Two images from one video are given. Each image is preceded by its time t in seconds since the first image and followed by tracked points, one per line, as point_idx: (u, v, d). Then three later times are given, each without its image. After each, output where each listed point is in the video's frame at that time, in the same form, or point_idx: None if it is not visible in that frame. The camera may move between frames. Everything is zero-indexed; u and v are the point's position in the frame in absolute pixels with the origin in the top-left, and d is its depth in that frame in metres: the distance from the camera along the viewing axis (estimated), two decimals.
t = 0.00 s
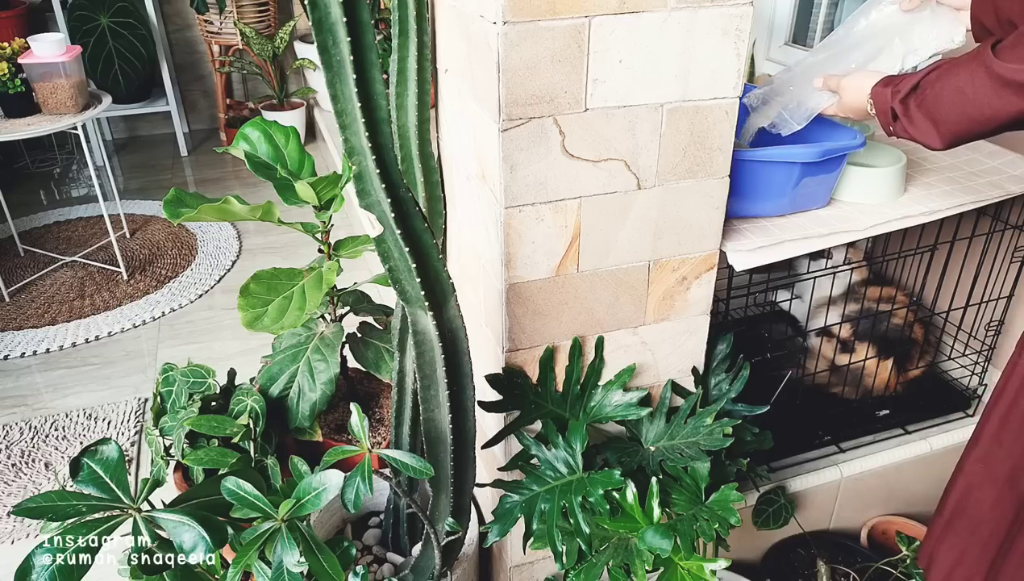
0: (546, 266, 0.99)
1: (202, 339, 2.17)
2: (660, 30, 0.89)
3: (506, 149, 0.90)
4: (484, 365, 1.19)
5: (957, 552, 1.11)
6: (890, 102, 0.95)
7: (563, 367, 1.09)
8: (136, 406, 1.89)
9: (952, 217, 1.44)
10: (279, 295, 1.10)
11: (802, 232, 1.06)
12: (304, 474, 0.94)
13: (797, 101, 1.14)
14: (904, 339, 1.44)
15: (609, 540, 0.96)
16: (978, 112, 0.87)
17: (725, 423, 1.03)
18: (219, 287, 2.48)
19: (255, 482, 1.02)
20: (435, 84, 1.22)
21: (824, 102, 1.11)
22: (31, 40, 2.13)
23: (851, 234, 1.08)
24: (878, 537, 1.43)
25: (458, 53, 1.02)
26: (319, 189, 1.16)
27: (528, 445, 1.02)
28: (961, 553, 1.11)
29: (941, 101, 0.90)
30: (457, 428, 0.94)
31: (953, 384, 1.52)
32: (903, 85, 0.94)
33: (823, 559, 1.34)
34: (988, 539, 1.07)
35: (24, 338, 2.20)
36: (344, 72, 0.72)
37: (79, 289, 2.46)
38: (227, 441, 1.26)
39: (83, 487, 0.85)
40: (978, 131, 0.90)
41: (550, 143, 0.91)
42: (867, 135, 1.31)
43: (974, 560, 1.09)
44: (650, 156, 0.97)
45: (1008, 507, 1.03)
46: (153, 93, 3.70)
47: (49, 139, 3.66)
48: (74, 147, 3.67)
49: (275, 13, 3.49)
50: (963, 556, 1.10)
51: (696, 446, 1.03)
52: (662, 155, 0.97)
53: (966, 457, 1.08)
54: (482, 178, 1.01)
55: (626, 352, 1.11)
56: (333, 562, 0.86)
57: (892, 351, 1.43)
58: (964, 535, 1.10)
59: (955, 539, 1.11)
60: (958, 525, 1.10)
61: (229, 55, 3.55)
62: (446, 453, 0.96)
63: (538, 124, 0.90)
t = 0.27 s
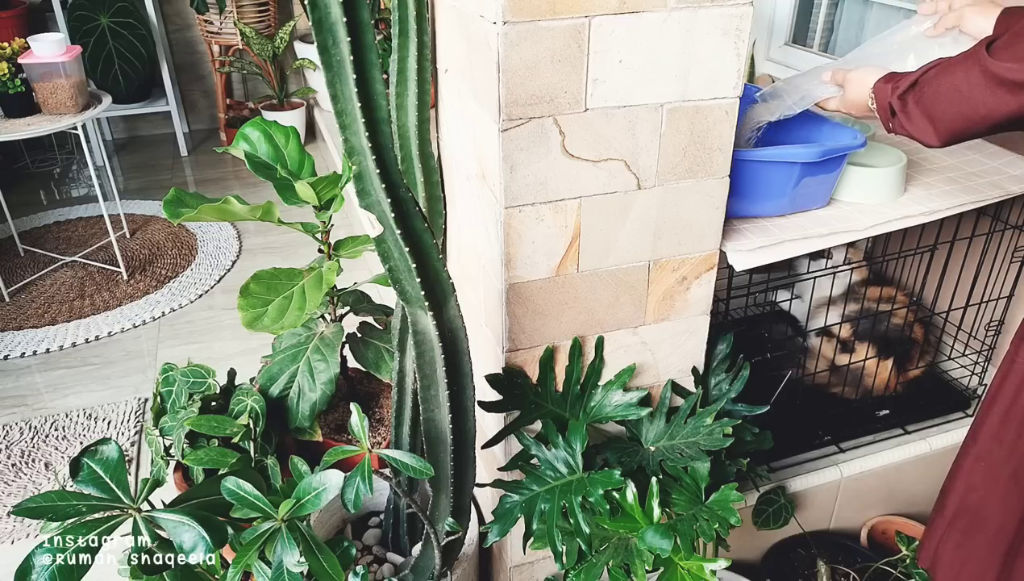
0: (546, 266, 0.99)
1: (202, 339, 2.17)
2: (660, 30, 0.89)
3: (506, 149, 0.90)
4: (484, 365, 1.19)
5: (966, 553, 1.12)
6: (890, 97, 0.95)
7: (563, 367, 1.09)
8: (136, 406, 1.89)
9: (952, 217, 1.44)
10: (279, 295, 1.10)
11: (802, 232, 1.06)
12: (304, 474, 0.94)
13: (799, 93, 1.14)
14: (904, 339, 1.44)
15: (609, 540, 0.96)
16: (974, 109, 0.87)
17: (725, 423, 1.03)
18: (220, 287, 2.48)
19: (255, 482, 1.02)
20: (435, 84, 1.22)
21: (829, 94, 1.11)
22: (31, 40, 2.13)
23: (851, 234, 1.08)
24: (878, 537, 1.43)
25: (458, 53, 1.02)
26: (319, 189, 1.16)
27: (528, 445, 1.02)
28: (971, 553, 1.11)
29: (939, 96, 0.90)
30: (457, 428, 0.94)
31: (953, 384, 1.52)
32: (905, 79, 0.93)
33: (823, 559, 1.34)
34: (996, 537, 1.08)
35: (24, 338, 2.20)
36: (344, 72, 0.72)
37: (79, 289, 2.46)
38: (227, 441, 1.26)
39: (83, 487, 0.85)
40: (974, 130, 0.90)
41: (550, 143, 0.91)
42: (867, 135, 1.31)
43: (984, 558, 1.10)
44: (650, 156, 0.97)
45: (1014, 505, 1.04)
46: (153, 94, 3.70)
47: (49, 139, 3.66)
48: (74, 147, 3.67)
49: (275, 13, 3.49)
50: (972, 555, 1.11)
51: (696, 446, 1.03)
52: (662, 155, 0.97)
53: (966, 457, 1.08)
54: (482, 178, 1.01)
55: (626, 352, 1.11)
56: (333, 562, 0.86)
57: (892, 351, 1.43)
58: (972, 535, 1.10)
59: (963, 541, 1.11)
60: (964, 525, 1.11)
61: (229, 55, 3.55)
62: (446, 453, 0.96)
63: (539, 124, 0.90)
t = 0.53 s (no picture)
0: (546, 266, 0.99)
1: (202, 339, 2.17)
2: (660, 30, 0.89)
3: (506, 149, 0.90)
4: (484, 365, 1.19)
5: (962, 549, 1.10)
6: (901, 87, 0.95)
7: (563, 367, 1.09)
8: (136, 406, 1.89)
9: (952, 217, 1.44)
10: (279, 295, 1.10)
11: (802, 232, 1.06)
12: (304, 474, 0.94)
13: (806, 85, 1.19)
14: (904, 339, 1.44)
15: (609, 540, 0.96)
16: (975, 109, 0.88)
17: (725, 423, 1.03)
18: (220, 287, 2.48)
19: (255, 482, 1.02)
20: (435, 84, 1.22)
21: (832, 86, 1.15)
22: (31, 40, 2.13)
23: (851, 234, 1.08)
24: (878, 537, 1.43)
25: (458, 53, 1.02)
26: (319, 189, 1.16)
27: (528, 445, 1.02)
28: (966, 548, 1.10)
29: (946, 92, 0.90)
30: (457, 428, 0.94)
31: (953, 384, 1.52)
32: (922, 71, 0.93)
33: (823, 559, 1.34)
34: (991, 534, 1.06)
35: (24, 338, 2.20)
36: (344, 72, 0.72)
37: (79, 289, 2.46)
38: (227, 441, 1.27)
39: (83, 487, 0.85)
40: (975, 131, 0.90)
41: (550, 143, 0.91)
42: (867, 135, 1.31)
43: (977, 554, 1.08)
44: (650, 156, 0.97)
45: (1010, 505, 1.02)
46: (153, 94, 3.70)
47: (49, 139, 3.66)
48: (74, 147, 3.67)
49: (275, 13, 3.49)
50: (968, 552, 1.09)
51: (696, 446, 1.04)
52: (662, 155, 0.97)
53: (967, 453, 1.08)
54: (482, 179, 1.01)
55: (626, 352, 1.11)
56: (333, 561, 0.87)
57: (892, 350, 1.43)
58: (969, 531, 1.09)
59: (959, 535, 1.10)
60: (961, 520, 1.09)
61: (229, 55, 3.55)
62: (446, 453, 0.96)
63: (538, 124, 0.90)
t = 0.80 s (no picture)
0: (546, 266, 1.00)
1: (202, 339, 2.17)
2: (659, 30, 0.89)
3: (506, 149, 0.90)
4: (484, 365, 1.19)
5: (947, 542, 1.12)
6: (921, 70, 0.93)
7: (563, 367, 1.09)
8: (136, 406, 1.89)
9: (952, 217, 1.44)
10: (279, 295, 1.10)
11: (802, 232, 1.06)
12: (304, 475, 0.94)
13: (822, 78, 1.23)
14: (904, 339, 1.44)
15: (609, 540, 0.96)
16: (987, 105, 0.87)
17: (725, 423, 1.03)
18: (220, 287, 2.48)
19: (255, 482, 1.02)
20: (435, 84, 1.22)
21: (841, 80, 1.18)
22: (31, 40, 2.13)
23: (851, 234, 1.08)
24: (878, 537, 1.44)
25: (458, 53, 1.02)
26: (319, 189, 1.16)
27: (528, 445, 1.02)
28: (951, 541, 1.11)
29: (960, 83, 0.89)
30: (457, 428, 0.94)
31: (953, 385, 1.53)
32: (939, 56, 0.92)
33: (823, 559, 1.34)
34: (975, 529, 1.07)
35: (24, 338, 2.20)
36: (344, 72, 0.72)
37: (79, 289, 2.46)
38: (227, 441, 1.27)
39: (83, 487, 0.85)
40: (984, 127, 0.89)
41: (550, 143, 0.92)
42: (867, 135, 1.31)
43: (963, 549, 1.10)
44: (650, 156, 0.97)
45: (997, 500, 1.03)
46: (153, 94, 3.70)
47: (49, 139, 3.66)
48: (74, 147, 3.67)
49: (275, 13, 3.49)
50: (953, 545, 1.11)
51: (696, 446, 1.04)
52: (662, 155, 0.97)
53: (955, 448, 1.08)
54: (482, 178, 1.01)
55: (626, 352, 1.11)
56: (333, 561, 0.87)
57: (892, 350, 1.43)
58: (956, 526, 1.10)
59: (945, 529, 1.11)
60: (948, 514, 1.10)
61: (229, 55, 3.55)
62: (446, 453, 0.96)
63: (538, 124, 0.90)
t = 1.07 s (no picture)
0: (546, 266, 0.99)
1: (201, 339, 2.17)
2: (659, 30, 0.89)
3: (506, 149, 0.90)
4: (484, 365, 1.19)
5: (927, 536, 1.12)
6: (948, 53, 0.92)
7: (563, 367, 1.09)
8: (136, 406, 1.89)
9: (952, 217, 1.44)
10: (279, 295, 1.10)
11: (802, 232, 1.06)
12: (304, 474, 0.94)
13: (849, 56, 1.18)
14: (904, 339, 1.44)
15: (609, 540, 0.96)
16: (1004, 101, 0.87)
17: (725, 423, 1.03)
18: (220, 287, 2.48)
19: (255, 483, 1.02)
20: (435, 84, 1.22)
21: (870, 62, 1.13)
22: (31, 40, 2.13)
23: (851, 234, 1.08)
24: (878, 537, 1.44)
25: (458, 53, 1.02)
26: (319, 189, 1.16)
27: (528, 445, 1.02)
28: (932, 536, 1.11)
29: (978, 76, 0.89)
30: (457, 428, 0.94)
31: (953, 384, 1.53)
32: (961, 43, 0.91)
33: (823, 559, 1.34)
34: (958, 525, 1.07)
35: (24, 338, 2.20)
36: (344, 72, 0.72)
37: (79, 289, 2.46)
38: (227, 441, 1.26)
39: (83, 487, 0.85)
40: (997, 123, 0.90)
41: (550, 143, 0.91)
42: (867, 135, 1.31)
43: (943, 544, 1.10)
44: (650, 156, 0.97)
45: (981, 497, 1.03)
46: (153, 94, 3.70)
47: (49, 139, 3.66)
48: (74, 147, 3.67)
49: (275, 13, 3.49)
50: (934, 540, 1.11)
51: (696, 446, 1.04)
52: (662, 155, 0.97)
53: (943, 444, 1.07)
54: (482, 179, 1.01)
55: (626, 352, 1.11)
56: (333, 561, 0.87)
57: (892, 350, 1.43)
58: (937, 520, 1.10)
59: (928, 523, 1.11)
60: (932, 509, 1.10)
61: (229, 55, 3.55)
62: (446, 454, 0.96)
63: (538, 124, 0.90)
